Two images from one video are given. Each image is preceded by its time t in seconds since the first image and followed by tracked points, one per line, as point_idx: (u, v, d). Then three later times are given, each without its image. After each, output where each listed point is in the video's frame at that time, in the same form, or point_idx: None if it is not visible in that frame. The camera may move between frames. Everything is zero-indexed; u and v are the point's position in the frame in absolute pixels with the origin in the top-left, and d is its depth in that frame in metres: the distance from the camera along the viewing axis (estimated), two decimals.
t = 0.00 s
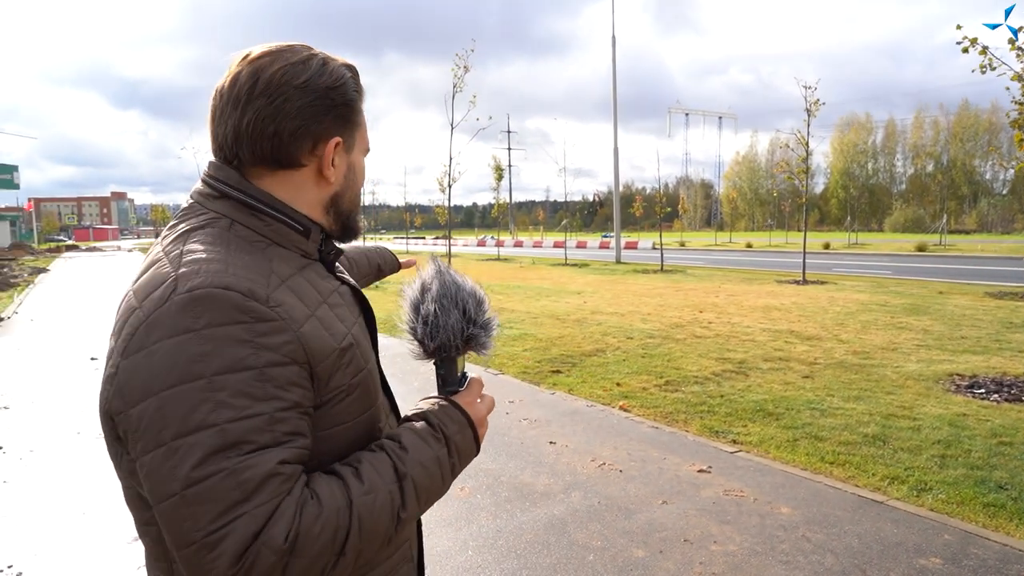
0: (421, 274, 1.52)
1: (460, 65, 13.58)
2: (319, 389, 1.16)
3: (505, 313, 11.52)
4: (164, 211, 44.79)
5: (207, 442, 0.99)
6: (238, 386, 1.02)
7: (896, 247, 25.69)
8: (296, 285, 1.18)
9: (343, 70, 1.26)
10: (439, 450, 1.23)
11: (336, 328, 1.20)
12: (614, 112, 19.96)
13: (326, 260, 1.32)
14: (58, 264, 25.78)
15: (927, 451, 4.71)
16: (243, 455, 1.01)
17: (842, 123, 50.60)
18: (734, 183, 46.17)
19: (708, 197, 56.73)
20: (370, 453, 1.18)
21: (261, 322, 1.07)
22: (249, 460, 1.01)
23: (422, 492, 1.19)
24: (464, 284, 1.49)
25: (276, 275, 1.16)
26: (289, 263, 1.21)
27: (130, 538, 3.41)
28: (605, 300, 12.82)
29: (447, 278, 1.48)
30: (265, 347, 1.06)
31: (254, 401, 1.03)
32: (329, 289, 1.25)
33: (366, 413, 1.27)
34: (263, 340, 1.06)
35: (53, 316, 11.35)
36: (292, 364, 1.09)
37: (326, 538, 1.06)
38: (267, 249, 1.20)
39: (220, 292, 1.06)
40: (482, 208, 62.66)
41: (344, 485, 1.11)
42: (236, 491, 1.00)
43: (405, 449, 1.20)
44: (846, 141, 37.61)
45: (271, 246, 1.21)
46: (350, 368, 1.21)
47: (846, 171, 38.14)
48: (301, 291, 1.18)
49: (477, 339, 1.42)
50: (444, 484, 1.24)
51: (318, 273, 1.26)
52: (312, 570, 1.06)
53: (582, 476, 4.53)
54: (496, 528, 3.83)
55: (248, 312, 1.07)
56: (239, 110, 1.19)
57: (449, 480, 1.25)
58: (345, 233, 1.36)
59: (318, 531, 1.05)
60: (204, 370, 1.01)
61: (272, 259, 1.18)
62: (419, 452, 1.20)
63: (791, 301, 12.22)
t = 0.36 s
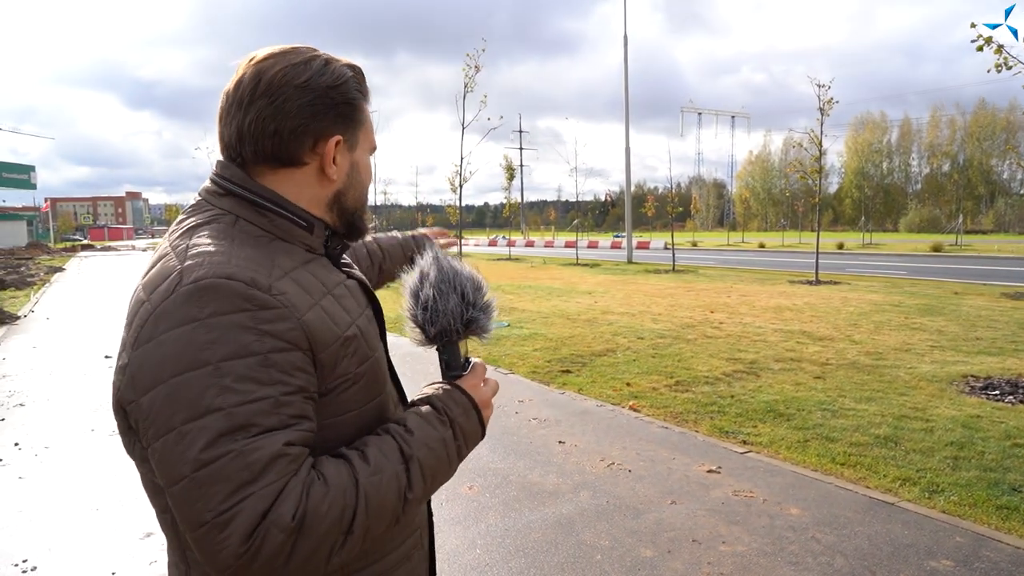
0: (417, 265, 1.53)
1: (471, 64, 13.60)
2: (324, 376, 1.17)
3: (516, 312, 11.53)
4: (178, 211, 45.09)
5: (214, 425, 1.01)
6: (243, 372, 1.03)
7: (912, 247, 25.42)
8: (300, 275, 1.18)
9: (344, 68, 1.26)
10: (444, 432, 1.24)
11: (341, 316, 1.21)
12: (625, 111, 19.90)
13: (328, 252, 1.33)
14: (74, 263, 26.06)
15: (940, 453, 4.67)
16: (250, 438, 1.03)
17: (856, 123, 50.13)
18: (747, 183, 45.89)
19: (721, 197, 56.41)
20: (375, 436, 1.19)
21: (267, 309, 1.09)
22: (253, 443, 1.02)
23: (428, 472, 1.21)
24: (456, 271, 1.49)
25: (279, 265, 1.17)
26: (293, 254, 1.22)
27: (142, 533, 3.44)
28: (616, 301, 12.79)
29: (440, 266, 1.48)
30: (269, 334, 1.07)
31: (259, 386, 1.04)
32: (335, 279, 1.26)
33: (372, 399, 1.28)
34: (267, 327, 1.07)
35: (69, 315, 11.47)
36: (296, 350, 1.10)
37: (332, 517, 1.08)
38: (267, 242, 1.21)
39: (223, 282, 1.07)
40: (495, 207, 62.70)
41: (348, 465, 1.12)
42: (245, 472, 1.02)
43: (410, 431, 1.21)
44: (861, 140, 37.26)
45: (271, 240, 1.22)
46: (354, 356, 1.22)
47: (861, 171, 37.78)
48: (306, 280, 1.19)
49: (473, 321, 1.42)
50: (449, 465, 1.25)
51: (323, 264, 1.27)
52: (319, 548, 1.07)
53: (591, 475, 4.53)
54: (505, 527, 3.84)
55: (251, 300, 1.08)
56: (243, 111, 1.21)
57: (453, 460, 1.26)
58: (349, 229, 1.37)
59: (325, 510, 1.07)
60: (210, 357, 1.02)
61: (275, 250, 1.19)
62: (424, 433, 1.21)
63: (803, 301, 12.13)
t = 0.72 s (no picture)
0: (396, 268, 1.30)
1: (477, 64, 13.65)
2: (257, 379, 1.10)
3: (522, 312, 11.54)
4: (187, 211, 45.35)
5: (110, 404, 0.98)
6: (145, 359, 1.00)
7: (920, 247, 25.33)
8: (255, 280, 1.14)
9: (273, 62, 1.20)
10: (369, 451, 1.05)
11: (293, 324, 1.14)
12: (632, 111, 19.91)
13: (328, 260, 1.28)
14: (84, 263, 26.27)
15: (947, 454, 4.65)
16: (138, 422, 0.98)
17: (864, 122, 49.94)
18: (755, 182, 45.81)
19: (728, 197, 56.33)
20: (300, 444, 1.06)
21: (188, 302, 1.05)
22: (140, 427, 0.97)
23: (338, 492, 1.02)
24: (424, 279, 1.22)
25: (230, 264, 1.14)
26: (263, 260, 1.18)
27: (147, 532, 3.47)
28: (622, 300, 12.79)
29: (404, 271, 1.23)
30: (187, 327, 1.04)
31: (159, 374, 1.00)
32: (296, 282, 1.19)
33: (331, 412, 1.17)
34: (185, 320, 1.04)
35: (78, 314, 11.57)
36: (214, 345, 1.05)
37: (200, 518, 0.97)
38: (249, 245, 1.20)
39: (158, 273, 1.06)
40: (501, 207, 62.81)
41: (242, 465, 1.01)
42: (123, 453, 0.97)
43: (330, 442, 1.05)
44: (869, 139, 37.15)
45: (256, 243, 1.20)
46: (302, 364, 1.14)
47: (869, 170, 37.67)
48: (259, 284, 1.14)
49: (426, 340, 1.15)
50: (374, 490, 1.05)
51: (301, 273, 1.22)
52: (183, 547, 0.97)
53: (595, 475, 4.53)
54: (508, 526, 3.84)
55: (180, 293, 1.05)
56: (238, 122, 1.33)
57: (379, 487, 1.06)
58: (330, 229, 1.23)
59: (191, 507, 0.96)
60: (122, 338, 1.01)
61: (238, 251, 1.17)
62: (344, 448, 1.04)
63: (810, 301, 12.10)
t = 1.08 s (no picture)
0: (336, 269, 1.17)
1: (482, 65, 13.65)
2: (199, 362, 1.14)
3: (525, 312, 11.55)
4: (190, 211, 45.44)
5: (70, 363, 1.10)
6: (104, 328, 1.10)
7: (925, 247, 25.24)
8: (219, 271, 1.19)
9: (255, 70, 1.29)
10: (246, 453, 1.04)
11: (235, 314, 1.16)
12: (636, 111, 19.89)
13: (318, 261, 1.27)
14: (88, 263, 26.30)
15: (949, 454, 4.64)
16: (86, 381, 1.08)
17: (869, 121, 49.79)
18: (759, 183, 45.68)
19: (732, 197, 56.23)
20: (208, 431, 1.08)
21: (146, 283, 1.14)
22: (81, 386, 1.07)
23: (209, 487, 1.03)
24: (324, 286, 1.04)
25: (203, 254, 1.21)
26: (247, 253, 1.23)
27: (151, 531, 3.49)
28: (625, 301, 12.79)
29: (309, 275, 1.07)
30: (141, 305, 1.12)
31: (111, 344, 1.09)
32: (245, 276, 1.20)
33: (267, 409, 1.15)
34: (140, 299, 1.13)
35: (83, 314, 11.60)
36: (156, 325, 1.12)
37: (94, 479, 1.02)
38: (246, 240, 1.26)
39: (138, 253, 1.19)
40: (505, 207, 62.82)
41: (145, 441, 1.05)
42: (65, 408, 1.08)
43: (220, 439, 1.05)
44: (874, 139, 37.02)
45: (251, 238, 1.26)
46: (238, 355, 1.14)
47: (873, 170, 37.53)
48: (221, 276, 1.19)
49: (308, 353, 1.00)
50: (245, 494, 1.03)
51: (275, 270, 1.23)
52: (80, 503, 1.03)
53: (596, 475, 4.53)
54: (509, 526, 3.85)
55: (141, 272, 1.15)
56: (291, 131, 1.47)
57: (249, 491, 1.03)
58: (297, 225, 1.24)
59: (89, 467, 1.02)
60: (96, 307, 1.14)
61: (217, 244, 1.23)
62: (227, 445, 1.04)
63: (814, 301, 12.09)
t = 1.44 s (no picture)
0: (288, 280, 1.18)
1: (483, 66, 13.65)
2: (181, 359, 1.15)
3: (527, 312, 11.55)
4: (193, 212, 45.50)
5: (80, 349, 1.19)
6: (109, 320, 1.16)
7: (929, 247, 25.17)
8: (207, 271, 1.20)
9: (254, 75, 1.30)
10: (181, 456, 1.05)
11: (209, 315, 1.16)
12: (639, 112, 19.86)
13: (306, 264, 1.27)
14: (91, 263, 26.32)
15: (950, 455, 4.64)
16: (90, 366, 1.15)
17: (872, 121, 49.68)
18: (762, 183, 45.61)
19: (735, 197, 56.18)
20: (169, 429, 1.10)
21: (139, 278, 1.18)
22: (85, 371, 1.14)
23: (149, 484, 1.06)
24: (242, 299, 1.06)
25: (198, 255, 1.22)
26: (239, 255, 1.24)
27: (152, 530, 3.50)
28: (628, 301, 12.78)
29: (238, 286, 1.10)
30: (137, 300, 1.16)
31: (111, 335, 1.15)
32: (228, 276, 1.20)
33: (232, 410, 1.13)
34: (135, 294, 1.17)
35: (86, 314, 11.61)
36: (144, 319, 1.15)
37: (77, 460, 1.10)
38: (243, 242, 1.28)
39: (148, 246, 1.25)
40: (508, 207, 62.83)
41: (119, 431, 1.09)
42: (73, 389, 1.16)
43: (163, 439, 1.07)
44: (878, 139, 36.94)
45: (248, 240, 1.28)
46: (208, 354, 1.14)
47: (877, 170, 37.43)
48: (209, 275, 1.20)
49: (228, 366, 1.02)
50: (177, 495, 1.05)
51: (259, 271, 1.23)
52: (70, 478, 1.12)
53: (597, 476, 4.53)
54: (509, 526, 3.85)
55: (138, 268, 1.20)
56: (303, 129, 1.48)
57: (180, 493, 1.05)
58: (286, 230, 1.26)
59: (76, 448, 1.10)
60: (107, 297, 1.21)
61: (214, 245, 1.24)
62: (168, 444, 1.06)
63: (817, 302, 12.06)
